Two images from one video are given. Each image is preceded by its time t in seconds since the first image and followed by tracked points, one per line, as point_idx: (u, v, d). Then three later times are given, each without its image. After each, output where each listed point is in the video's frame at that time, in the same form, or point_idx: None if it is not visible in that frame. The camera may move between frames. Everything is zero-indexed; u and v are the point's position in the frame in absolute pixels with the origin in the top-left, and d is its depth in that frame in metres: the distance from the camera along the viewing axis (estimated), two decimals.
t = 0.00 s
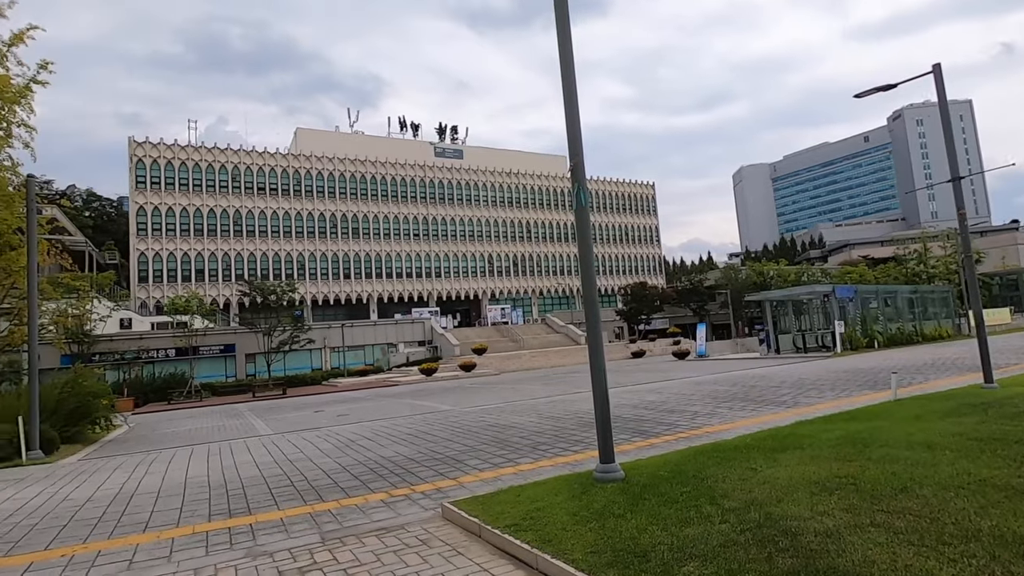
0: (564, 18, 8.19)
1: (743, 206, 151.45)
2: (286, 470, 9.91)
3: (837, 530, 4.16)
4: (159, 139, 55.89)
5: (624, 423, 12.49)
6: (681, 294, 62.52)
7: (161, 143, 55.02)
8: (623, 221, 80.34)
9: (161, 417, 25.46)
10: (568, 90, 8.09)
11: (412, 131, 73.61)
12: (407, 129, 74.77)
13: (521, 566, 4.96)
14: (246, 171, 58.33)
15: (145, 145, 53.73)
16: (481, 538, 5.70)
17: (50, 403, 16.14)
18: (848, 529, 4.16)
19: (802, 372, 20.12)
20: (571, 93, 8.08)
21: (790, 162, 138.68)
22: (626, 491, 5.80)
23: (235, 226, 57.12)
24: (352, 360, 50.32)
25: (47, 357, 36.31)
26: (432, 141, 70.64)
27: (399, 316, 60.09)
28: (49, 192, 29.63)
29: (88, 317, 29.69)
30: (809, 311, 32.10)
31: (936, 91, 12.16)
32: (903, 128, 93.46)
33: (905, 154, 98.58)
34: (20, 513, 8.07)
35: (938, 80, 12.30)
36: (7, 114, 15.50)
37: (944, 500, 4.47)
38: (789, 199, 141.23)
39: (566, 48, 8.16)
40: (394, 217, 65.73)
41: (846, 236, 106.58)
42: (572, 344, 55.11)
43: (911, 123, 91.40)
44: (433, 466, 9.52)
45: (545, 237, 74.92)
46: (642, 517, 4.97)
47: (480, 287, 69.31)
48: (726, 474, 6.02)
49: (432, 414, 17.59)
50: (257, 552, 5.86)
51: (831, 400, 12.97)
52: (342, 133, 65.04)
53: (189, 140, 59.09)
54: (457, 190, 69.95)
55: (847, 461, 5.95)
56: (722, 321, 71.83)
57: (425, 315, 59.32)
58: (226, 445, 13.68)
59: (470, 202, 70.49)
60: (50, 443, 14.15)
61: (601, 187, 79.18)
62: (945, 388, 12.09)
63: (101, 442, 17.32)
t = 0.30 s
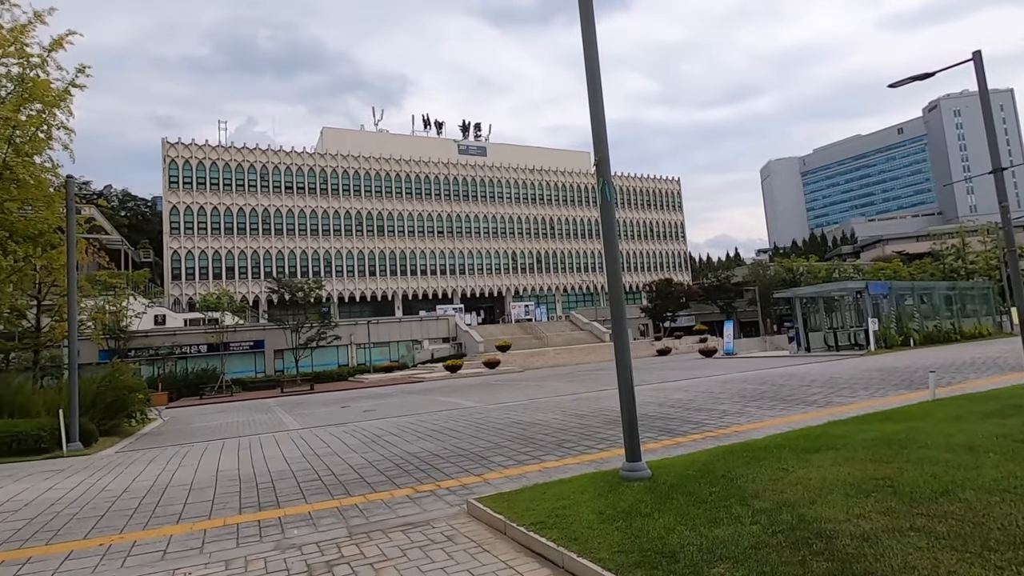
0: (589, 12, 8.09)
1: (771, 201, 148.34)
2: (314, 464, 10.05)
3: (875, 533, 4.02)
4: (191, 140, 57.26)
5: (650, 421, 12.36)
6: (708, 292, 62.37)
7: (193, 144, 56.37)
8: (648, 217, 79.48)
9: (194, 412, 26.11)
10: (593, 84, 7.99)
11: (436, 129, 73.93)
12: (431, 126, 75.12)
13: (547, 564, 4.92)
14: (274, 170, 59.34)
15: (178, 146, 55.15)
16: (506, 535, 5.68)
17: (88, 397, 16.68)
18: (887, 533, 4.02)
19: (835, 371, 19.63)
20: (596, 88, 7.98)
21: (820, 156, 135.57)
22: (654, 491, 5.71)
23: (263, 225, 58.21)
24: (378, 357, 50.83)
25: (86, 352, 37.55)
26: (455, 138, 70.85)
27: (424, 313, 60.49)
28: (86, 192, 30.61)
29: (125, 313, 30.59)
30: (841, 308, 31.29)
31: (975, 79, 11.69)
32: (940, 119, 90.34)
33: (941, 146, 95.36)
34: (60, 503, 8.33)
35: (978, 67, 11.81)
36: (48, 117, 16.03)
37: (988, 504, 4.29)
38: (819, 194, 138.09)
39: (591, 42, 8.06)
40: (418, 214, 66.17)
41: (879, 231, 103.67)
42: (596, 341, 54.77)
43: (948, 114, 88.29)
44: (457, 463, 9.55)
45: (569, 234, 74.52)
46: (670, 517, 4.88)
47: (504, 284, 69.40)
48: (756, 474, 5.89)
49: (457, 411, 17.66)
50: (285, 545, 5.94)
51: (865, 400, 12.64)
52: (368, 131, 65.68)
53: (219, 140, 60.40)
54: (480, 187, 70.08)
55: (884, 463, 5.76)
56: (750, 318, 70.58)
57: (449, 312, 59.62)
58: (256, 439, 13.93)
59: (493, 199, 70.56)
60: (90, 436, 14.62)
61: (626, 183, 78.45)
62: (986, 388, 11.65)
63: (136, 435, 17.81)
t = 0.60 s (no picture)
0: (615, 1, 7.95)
1: (800, 195, 145.17)
2: (341, 457, 10.16)
3: (918, 536, 3.87)
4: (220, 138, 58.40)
5: (677, 418, 12.19)
6: (734, 287, 61.65)
7: (222, 142, 57.48)
8: (673, 212, 78.53)
9: (224, 404, 26.70)
10: (621, 75, 7.85)
11: (459, 125, 74.07)
12: (454, 122, 75.27)
13: (576, 562, 4.84)
14: (300, 167, 60.15)
15: (207, 144, 56.32)
16: (533, 530, 5.64)
17: (123, 389, 17.16)
18: (930, 536, 3.86)
19: (868, 368, 19.09)
20: (624, 78, 7.83)
21: (852, 148, 132.15)
22: (684, 488, 5.61)
23: (290, 221, 59.06)
24: (402, 352, 51.26)
25: (121, 346, 38.69)
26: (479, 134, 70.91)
27: (448, 308, 60.78)
28: (121, 190, 31.43)
29: (157, 308, 31.36)
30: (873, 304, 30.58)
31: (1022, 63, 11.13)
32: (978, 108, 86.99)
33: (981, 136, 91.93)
34: (97, 492, 8.57)
35: None
36: (83, 115, 16.40)
37: None
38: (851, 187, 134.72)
39: (619, 32, 7.92)
40: (441, 210, 66.39)
41: (913, 225, 100.74)
42: (620, 337, 54.37)
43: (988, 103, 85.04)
44: (482, 457, 9.54)
45: (593, 229, 73.95)
46: (702, 516, 4.77)
47: (527, 280, 69.30)
48: (789, 473, 5.73)
49: (481, 406, 17.69)
50: (314, 537, 6.00)
51: (902, 398, 12.25)
52: (392, 128, 66.13)
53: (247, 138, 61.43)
54: (503, 182, 69.99)
55: (924, 463, 5.55)
56: (777, 314, 69.24)
57: (473, 307, 59.78)
58: (284, 432, 14.17)
59: (516, 194, 70.41)
60: (125, 426, 15.02)
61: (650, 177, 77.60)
62: None
63: (169, 427, 18.26)
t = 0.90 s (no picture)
0: None
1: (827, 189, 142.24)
2: (366, 450, 10.18)
3: (975, 541, 3.66)
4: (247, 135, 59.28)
5: (705, 414, 11.97)
6: (760, 283, 60.47)
7: (248, 139, 58.34)
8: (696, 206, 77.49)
9: (251, 397, 27.13)
10: (652, 63, 7.66)
11: (481, 119, 74.02)
12: (476, 117, 75.24)
13: (609, 560, 4.72)
14: (324, 163, 60.72)
15: (234, 140, 57.17)
16: (563, 528, 5.53)
17: (153, 380, 17.49)
18: (989, 542, 3.64)
19: (902, 366, 18.56)
20: (655, 66, 7.64)
21: (882, 140, 128.88)
22: (719, 486, 5.46)
23: (314, 216, 59.70)
24: (424, 346, 51.52)
25: (151, 339, 39.59)
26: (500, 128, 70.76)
27: (469, 303, 60.91)
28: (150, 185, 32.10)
29: (185, 302, 31.95)
30: (905, 300, 29.80)
31: None
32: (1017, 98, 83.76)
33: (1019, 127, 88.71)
34: (129, 481, 8.70)
35: None
36: (115, 112, 16.72)
37: None
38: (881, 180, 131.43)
39: (650, 18, 7.71)
40: (463, 205, 66.47)
41: (947, 219, 97.84)
42: (643, 333, 53.89)
43: None
44: (508, 452, 9.47)
45: (615, 224, 73.28)
46: (740, 515, 4.61)
47: (548, 275, 69.06)
48: (829, 471, 5.52)
49: (504, 400, 17.65)
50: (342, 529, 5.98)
51: (940, 396, 11.86)
52: (414, 123, 66.37)
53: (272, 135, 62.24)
54: (525, 177, 69.72)
55: (975, 465, 5.29)
56: (804, 310, 67.93)
57: (494, 303, 59.82)
58: (309, 424, 14.29)
59: (538, 189, 70.13)
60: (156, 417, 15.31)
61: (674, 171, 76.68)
62: None
63: (197, 418, 18.56)
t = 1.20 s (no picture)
0: None
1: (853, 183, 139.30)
2: (388, 444, 10.12)
3: None
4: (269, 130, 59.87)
5: (733, 411, 11.69)
6: (784, 278, 59.40)
7: (270, 134, 58.89)
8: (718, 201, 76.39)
9: (273, 389, 27.42)
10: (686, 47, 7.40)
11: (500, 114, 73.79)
12: (496, 111, 75.03)
13: (643, 561, 4.55)
14: (345, 158, 61.05)
15: (256, 136, 57.76)
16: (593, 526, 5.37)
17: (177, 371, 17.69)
18: None
19: (936, 364, 18.00)
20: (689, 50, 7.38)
21: (911, 133, 125.69)
22: (758, 486, 5.23)
23: (334, 211, 60.09)
24: (443, 341, 51.59)
25: (176, 332, 40.26)
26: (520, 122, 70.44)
27: (489, 298, 60.87)
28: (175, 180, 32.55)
29: (209, 295, 32.31)
30: (935, 297, 29.00)
31: None
32: None
33: None
34: (155, 472, 8.73)
35: None
36: (142, 107, 16.88)
37: None
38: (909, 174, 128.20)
39: None
40: (483, 199, 66.38)
41: (978, 214, 95.09)
42: (663, 328, 53.33)
43: None
44: (533, 448, 9.32)
45: (635, 219, 72.56)
46: (783, 518, 4.39)
47: (568, 270, 68.70)
48: (873, 472, 5.27)
49: (525, 395, 17.51)
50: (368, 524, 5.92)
51: (980, 395, 11.41)
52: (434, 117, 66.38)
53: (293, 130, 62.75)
54: (545, 171, 69.33)
55: None
56: (829, 307, 66.58)
57: (513, 297, 59.67)
58: (331, 417, 14.32)
59: (558, 183, 69.70)
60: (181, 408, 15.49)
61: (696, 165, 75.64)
62: None
63: (221, 409, 18.77)
